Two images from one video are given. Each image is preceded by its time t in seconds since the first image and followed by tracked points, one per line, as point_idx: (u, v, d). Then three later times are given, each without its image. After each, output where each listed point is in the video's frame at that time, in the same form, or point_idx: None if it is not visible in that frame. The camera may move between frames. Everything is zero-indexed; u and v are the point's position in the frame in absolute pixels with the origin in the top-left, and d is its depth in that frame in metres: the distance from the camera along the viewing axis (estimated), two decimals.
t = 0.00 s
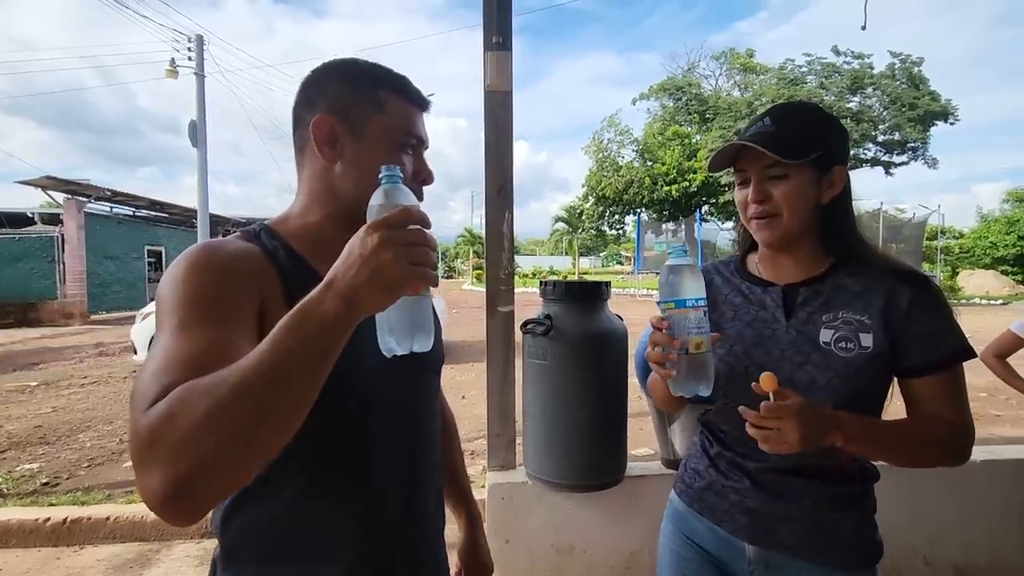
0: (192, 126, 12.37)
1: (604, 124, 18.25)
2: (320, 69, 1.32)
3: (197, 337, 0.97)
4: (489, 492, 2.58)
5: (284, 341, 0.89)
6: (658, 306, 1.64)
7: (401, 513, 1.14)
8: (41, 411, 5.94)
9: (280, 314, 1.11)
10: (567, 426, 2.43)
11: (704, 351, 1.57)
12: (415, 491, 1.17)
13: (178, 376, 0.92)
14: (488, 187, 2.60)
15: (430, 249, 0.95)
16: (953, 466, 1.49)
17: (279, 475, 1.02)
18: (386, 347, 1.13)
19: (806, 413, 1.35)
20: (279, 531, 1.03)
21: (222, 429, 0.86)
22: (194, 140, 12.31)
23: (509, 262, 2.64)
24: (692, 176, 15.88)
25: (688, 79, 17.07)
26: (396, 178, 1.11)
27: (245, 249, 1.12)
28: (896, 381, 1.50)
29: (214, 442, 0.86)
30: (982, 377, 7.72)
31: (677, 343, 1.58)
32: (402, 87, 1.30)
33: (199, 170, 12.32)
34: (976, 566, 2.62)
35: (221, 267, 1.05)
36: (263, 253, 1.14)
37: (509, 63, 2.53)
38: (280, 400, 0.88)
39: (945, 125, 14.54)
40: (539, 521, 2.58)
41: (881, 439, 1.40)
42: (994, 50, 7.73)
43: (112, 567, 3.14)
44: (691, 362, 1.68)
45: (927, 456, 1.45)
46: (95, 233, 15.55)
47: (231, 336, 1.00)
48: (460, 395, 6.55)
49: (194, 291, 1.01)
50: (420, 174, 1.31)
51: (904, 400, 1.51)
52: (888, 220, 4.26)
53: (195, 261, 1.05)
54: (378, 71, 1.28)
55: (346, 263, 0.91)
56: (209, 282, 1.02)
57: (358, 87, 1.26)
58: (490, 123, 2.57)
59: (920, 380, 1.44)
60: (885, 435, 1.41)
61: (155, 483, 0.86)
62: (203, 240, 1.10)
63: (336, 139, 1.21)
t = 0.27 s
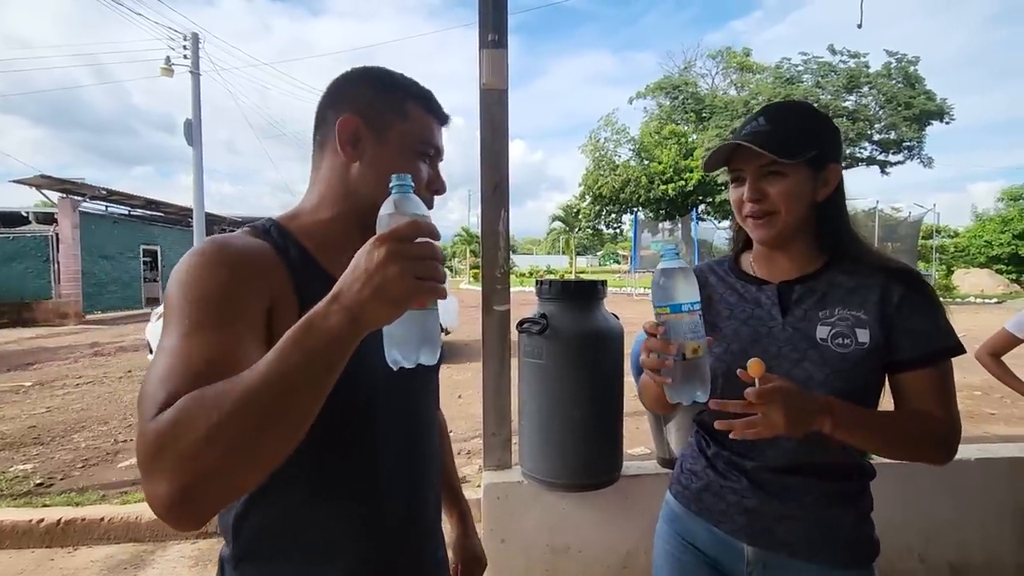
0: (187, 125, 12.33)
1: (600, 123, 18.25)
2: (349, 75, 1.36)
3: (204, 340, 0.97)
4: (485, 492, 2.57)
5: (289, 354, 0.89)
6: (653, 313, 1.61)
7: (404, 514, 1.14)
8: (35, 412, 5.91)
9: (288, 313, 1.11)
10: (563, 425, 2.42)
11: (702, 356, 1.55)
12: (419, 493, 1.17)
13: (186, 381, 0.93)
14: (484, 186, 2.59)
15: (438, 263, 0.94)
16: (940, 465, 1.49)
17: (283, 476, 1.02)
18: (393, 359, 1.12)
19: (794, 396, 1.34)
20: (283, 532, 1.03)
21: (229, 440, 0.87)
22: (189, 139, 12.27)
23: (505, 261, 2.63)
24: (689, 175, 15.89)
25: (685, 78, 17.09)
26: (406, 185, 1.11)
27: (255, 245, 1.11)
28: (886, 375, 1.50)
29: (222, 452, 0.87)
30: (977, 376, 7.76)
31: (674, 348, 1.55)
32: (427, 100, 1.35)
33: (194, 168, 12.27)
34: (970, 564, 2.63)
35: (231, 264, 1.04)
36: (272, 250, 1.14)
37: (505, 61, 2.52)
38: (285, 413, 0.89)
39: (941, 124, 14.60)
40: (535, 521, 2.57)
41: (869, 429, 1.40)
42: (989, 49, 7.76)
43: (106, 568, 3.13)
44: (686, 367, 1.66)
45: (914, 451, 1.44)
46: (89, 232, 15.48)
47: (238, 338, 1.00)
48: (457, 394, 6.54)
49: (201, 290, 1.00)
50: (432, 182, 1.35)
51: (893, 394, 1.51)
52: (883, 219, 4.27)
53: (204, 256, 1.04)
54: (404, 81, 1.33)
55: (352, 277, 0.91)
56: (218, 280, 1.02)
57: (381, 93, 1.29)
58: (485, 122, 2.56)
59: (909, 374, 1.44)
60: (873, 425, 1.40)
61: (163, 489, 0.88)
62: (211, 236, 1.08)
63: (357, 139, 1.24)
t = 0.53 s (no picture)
0: (181, 122, 12.24)
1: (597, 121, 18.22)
2: (380, 77, 1.38)
3: (238, 345, 0.99)
4: (480, 491, 2.56)
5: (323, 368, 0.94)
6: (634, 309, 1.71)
7: (407, 511, 1.23)
8: (27, 411, 5.86)
9: (313, 314, 1.13)
10: (559, 424, 2.41)
11: (677, 354, 1.64)
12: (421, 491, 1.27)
13: (222, 388, 0.97)
14: (479, 184, 2.58)
15: (461, 282, 0.97)
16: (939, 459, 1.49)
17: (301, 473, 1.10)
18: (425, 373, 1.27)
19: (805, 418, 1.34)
20: (295, 525, 1.11)
21: (271, 449, 0.93)
22: (183, 136, 12.19)
23: (500, 259, 2.62)
24: (685, 173, 15.89)
25: (681, 76, 17.08)
26: (432, 205, 1.17)
27: (281, 246, 1.13)
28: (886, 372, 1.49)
29: (263, 459, 0.93)
30: (973, 373, 7.77)
31: (650, 345, 1.66)
32: (450, 109, 1.38)
33: (188, 166, 12.18)
34: (966, 561, 2.63)
35: (260, 268, 1.06)
36: (298, 250, 1.16)
37: (500, 58, 2.50)
38: (321, 423, 0.95)
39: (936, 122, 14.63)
40: (531, 520, 2.57)
41: (876, 431, 1.40)
42: (985, 47, 7.77)
43: (99, 569, 3.10)
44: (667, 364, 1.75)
45: (917, 449, 1.44)
46: (83, 230, 15.37)
47: (270, 343, 1.03)
48: (452, 393, 6.52)
49: (233, 295, 1.02)
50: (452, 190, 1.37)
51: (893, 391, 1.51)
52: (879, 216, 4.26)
53: (233, 258, 1.05)
54: (427, 89, 1.35)
55: (378, 296, 0.94)
56: (249, 285, 1.03)
57: (403, 100, 1.31)
58: (480, 119, 2.54)
59: (909, 371, 1.43)
60: (880, 426, 1.41)
61: (209, 492, 0.95)
62: (237, 238, 1.10)
63: (378, 145, 1.26)
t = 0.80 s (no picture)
0: (175, 119, 12.18)
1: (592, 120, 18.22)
2: (391, 77, 1.36)
3: (236, 345, 0.99)
4: (474, 489, 2.55)
5: (320, 375, 0.94)
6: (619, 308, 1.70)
7: (404, 515, 1.21)
8: (20, 411, 5.82)
9: (315, 314, 1.10)
10: (554, 423, 2.41)
11: (662, 352, 1.62)
12: (419, 496, 1.25)
13: (220, 389, 0.97)
14: (474, 182, 2.57)
15: (459, 295, 0.96)
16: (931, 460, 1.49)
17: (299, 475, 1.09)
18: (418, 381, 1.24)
19: (808, 435, 1.34)
20: (292, 526, 1.10)
21: (266, 454, 0.93)
22: (177, 133, 12.13)
23: (495, 257, 2.61)
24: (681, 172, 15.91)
25: (677, 75, 17.10)
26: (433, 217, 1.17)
27: (283, 244, 1.11)
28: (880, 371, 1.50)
29: (259, 463, 0.94)
30: (967, 371, 7.82)
31: (635, 341, 1.64)
32: (456, 113, 1.35)
33: (182, 164, 12.12)
34: (958, 559, 2.64)
35: (260, 267, 1.05)
36: (301, 249, 1.13)
37: (494, 55, 2.49)
38: (318, 430, 0.95)
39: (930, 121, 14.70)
40: (525, 519, 2.56)
41: (876, 436, 1.41)
42: (978, 47, 7.82)
43: (91, 569, 3.09)
44: (654, 361, 1.74)
45: (913, 448, 1.45)
46: (76, 229, 15.28)
47: (268, 344, 1.01)
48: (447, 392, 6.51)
49: (233, 296, 1.01)
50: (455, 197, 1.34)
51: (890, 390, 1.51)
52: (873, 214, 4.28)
53: (233, 258, 1.04)
54: (433, 93, 1.33)
55: (376, 306, 0.95)
56: (251, 284, 1.03)
57: (407, 101, 1.29)
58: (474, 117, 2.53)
59: (905, 370, 1.44)
60: (880, 431, 1.42)
61: (206, 493, 0.96)
62: (243, 235, 1.09)
63: (380, 149, 1.25)
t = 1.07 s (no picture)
0: (168, 116, 12.10)
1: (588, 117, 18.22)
2: (377, 63, 1.34)
3: (224, 343, 0.98)
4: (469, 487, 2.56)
5: (316, 374, 0.94)
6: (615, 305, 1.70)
7: (403, 510, 1.21)
8: (11, 409, 5.78)
9: (305, 309, 1.10)
10: (549, 420, 2.41)
11: (657, 348, 1.62)
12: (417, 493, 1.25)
13: (211, 388, 0.96)
14: (468, 179, 2.56)
15: (460, 295, 0.97)
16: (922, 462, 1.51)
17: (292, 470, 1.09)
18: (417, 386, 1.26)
19: (802, 426, 1.35)
20: (284, 521, 1.10)
21: (259, 453, 0.93)
22: (171, 130, 12.06)
23: (490, 254, 2.61)
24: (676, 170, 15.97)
25: (672, 73, 17.12)
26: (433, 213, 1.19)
27: (270, 238, 1.10)
28: (873, 368, 1.50)
29: (251, 463, 0.93)
30: (959, 368, 7.91)
31: (630, 338, 1.65)
32: (445, 101, 1.32)
33: (176, 161, 12.05)
34: (950, 553, 2.67)
35: (247, 263, 1.04)
36: (289, 242, 1.12)
37: (489, 52, 2.48)
38: (313, 429, 0.95)
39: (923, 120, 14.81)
40: (520, 516, 2.57)
41: (869, 431, 1.42)
42: (971, 46, 7.88)
43: (85, 568, 3.07)
44: (649, 358, 1.75)
45: (906, 446, 1.47)
46: (68, 226, 15.16)
47: (257, 340, 1.01)
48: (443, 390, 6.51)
49: (219, 292, 1.00)
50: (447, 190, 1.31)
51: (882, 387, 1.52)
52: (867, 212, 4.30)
53: (218, 253, 1.03)
54: (420, 82, 1.30)
55: (375, 305, 0.95)
56: (242, 280, 1.02)
57: (393, 91, 1.27)
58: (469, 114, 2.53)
59: (897, 368, 1.45)
60: (872, 427, 1.43)
61: (194, 494, 0.95)
62: (230, 231, 1.07)
63: (366, 143, 1.24)
